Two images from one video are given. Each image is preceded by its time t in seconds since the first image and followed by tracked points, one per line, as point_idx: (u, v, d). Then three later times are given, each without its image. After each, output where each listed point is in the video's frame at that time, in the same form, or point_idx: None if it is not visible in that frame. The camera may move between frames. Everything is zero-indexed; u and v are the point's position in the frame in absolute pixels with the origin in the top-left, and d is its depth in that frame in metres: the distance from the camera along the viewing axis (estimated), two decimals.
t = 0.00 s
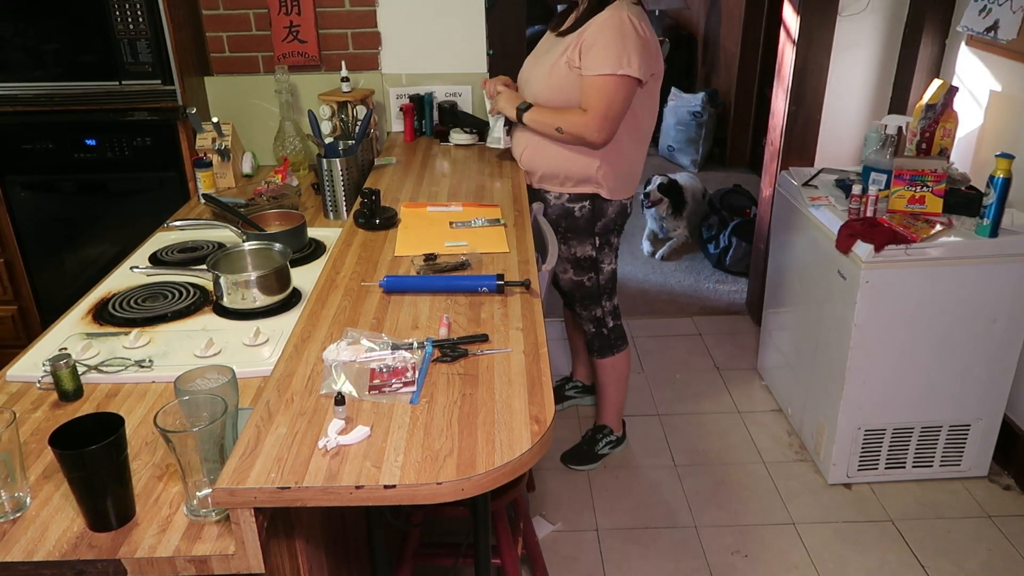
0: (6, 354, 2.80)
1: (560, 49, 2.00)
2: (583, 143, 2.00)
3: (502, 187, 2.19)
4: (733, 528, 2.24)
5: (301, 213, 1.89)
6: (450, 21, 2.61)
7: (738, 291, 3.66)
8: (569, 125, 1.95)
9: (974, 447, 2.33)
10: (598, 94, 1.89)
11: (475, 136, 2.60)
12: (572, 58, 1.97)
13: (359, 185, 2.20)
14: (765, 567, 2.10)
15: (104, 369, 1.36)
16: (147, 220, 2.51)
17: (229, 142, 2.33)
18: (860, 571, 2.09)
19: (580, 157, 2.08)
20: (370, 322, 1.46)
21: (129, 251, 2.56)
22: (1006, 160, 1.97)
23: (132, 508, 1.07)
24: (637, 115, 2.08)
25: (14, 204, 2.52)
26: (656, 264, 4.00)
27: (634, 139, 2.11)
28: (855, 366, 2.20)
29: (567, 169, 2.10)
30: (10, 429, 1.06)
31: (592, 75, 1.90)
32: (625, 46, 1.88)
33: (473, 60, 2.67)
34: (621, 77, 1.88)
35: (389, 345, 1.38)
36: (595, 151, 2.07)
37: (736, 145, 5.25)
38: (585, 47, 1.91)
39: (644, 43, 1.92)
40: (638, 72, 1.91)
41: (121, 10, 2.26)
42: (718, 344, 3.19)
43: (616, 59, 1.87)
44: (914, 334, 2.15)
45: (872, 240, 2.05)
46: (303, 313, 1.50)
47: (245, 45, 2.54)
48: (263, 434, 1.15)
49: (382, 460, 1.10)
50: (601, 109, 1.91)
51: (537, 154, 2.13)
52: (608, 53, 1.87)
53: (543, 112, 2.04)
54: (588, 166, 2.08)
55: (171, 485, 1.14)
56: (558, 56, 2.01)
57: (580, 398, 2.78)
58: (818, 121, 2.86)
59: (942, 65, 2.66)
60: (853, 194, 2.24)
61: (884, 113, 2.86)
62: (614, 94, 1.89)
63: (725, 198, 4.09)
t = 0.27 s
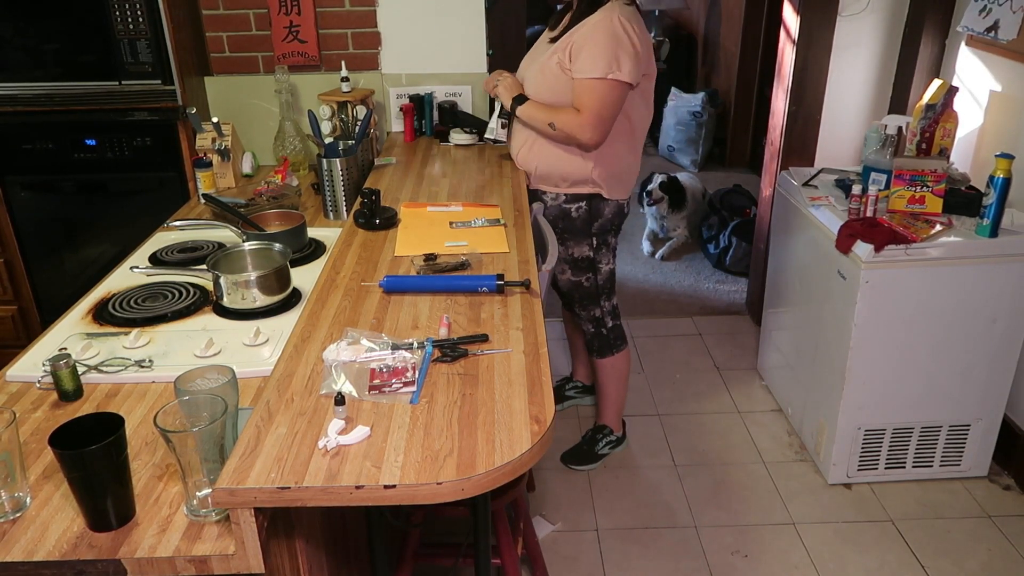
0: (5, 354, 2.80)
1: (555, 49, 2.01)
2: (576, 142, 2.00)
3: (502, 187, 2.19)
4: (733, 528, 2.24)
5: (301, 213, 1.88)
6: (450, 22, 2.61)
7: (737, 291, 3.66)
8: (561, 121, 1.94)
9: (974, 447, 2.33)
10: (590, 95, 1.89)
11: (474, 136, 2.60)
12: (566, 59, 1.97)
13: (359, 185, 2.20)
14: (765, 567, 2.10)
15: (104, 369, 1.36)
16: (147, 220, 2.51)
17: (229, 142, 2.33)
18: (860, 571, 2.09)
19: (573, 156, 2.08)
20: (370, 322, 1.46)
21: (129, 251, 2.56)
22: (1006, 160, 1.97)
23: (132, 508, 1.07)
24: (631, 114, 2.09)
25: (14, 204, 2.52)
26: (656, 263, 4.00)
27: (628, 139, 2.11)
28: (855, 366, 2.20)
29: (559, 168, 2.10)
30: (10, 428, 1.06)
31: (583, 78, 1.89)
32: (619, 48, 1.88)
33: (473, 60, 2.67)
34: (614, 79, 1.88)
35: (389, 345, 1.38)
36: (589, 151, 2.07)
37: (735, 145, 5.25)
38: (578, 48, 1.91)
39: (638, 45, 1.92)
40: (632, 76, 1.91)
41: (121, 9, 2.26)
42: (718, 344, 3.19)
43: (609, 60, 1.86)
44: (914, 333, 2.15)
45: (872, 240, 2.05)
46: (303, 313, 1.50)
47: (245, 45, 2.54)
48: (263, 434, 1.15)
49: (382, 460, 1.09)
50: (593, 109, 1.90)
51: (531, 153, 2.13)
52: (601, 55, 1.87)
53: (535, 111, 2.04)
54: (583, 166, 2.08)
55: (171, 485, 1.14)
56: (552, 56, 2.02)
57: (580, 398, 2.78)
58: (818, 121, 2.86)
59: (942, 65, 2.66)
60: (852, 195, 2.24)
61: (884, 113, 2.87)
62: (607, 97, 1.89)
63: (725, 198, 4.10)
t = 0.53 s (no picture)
0: (6, 354, 2.80)
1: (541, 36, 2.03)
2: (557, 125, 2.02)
3: (502, 187, 2.19)
4: (733, 528, 2.24)
5: (301, 213, 1.89)
6: (450, 22, 2.61)
7: (737, 291, 3.66)
8: (531, 106, 1.95)
9: (974, 447, 2.33)
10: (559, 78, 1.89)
11: (474, 135, 2.59)
12: (545, 45, 1.99)
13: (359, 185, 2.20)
14: (764, 567, 2.10)
15: (104, 369, 1.36)
16: (147, 220, 2.51)
17: (229, 141, 2.33)
18: (860, 571, 2.09)
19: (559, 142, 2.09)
20: (370, 322, 1.46)
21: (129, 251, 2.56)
22: (1006, 160, 1.97)
23: (132, 508, 1.07)
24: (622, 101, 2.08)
25: (14, 204, 2.52)
26: (656, 263, 4.00)
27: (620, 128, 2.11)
28: (855, 366, 2.20)
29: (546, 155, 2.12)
30: (10, 429, 1.06)
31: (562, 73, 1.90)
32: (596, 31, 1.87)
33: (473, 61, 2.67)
34: (589, 61, 1.87)
35: (389, 345, 1.38)
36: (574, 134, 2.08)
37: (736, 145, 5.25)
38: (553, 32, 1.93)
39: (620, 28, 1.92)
40: (611, 57, 1.90)
41: (121, 9, 2.26)
42: (718, 344, 3.19)
43: (580, 43, 1.86)
44: (914, 333, 2.15)
45: (872, 240, 2.04)
46: (303, 313, 1.50)
47: (245, 45, 2.54)
48: (263, 434, 1.15)
49: (382, 460, 1.10)
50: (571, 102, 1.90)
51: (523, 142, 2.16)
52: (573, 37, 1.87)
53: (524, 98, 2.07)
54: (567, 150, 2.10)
55: (171, 485, 1.14)
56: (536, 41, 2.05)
57: (580, 398, 2.78)
58: (818, 121, 2.86)
59: (942, 65, 2.66)
60: (853, 195, 2.24)
61: (884, 113, 2.87)
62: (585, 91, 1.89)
63: (725, 198, 4.10)
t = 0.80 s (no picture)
0: (6, 354, 2.80)
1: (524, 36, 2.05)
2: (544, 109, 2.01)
3: (501, 187, 2.19)
4: (732, 528, 2.24)
5: (301, 213, 1.89)
6: (451, 22, 2.61)
7: (737, 291, 3.66)
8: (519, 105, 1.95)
9: (974, 447, 2.33)
10: (541, 73, 1.89)
11: (474, 135, 2.59)
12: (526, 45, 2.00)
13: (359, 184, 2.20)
14: (764, 567, 2.10)
15: (104, 369, 1.36)
16: (147, 220, 2.51)
17: (229, 141, 2.33)
18: (859, 571, 2.09)
19: (549, 129, 2.08)
20: (370, 322, 1.46)
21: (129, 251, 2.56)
22: (1006, 160, 1.97)
23: (132, 508, 1.07)
24: (611, 90, 2.09)
25: (15, 204, 2.52)
26: (656, 263, 4.00)
27: (611, 118, 2.12)
28: (855, 366, 2.20)
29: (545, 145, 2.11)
30: (10, 429, 1.06)
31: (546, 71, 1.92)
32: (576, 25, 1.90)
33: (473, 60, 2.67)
34: (566, 53, 1.89)
35: (389, 345, 1.38)
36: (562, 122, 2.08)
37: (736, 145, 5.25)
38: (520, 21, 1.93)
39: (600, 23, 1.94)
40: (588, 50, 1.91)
41: (121, 9, 2.26)
42: (718, 344, 3.19)
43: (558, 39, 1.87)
44: (914, 333, 2.15)
45: (872, 240, 2.05)
46: (303, 313, 1.50)
47: (245, 45, 2.55)
48: (263, 434, 1.15)
49: (382, 460, 1.10)
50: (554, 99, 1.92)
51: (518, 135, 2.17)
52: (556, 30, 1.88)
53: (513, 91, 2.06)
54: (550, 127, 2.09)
55: (172, 485, 1.14)
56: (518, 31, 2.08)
57: (580, 398, 2.78)
58: (818, 121, 2.86)
59: (942, 65, 2.66)
60: (853, 195, 2.25)
61: (884, 113, 2.87)
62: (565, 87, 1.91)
63: (725, 199, 4.11)
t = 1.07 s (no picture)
0: (6, 354, 2.80)
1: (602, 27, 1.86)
2: (663, 122, 1.82)
3: (501, 187, 2.19)
4: (733, 528, 2.24)
5: (301, 213, 1.89)
6: (451, 22, 2.61)
7: (737, 291, 3.66)
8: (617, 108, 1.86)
9: (974, 447, 2.33)
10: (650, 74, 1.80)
11: (474, 135, 2.59)
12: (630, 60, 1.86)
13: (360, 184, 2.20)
14: (765, 568, 2.10)
15: (104, 369, 1.36)
16: (147, 220, 2.51)
17: (229, 142, 2.33)
18: (860, 571, 2.09)
19: (654, 147, 1.88)
20: (370, 322, 1.46)
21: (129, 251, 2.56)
22: (1006, 160, 1.97)
23: (132, 508, 1.07)
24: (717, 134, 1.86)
25: (14, 204, 2.52)
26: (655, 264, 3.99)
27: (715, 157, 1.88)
28: (855, 366, 2.20)
29: (638, 161, 1.90)
30: (10, 429, 1.06)
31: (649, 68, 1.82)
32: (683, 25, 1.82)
33: (473, 60, 2.66)
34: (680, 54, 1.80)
35: (389, 345, 1.38)
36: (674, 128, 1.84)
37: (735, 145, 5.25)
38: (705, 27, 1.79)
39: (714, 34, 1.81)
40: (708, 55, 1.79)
41: (121, 9, 2.26)
42: (718, 344, 3.19)
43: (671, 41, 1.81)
44: (914, 333, 2.15)
45: (872, 240, 2.05)
46: (303, 313, 1.50)
47: (245, 45, 2.54)
48: (263, 434, 1.15)
49: (382, 460, 1.10)
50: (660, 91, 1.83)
51: (604, 115, 1.89)
52: (736, 51, 1.80)
53: (603, 102, 1.90)
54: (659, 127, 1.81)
55: (171, 485, 1.14)
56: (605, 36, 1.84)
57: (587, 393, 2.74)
58: (818, 121, 2.86)
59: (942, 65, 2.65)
60: (853, 195, 2.25)
61: (884, 113, 2.87)
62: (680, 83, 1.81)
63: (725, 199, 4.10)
